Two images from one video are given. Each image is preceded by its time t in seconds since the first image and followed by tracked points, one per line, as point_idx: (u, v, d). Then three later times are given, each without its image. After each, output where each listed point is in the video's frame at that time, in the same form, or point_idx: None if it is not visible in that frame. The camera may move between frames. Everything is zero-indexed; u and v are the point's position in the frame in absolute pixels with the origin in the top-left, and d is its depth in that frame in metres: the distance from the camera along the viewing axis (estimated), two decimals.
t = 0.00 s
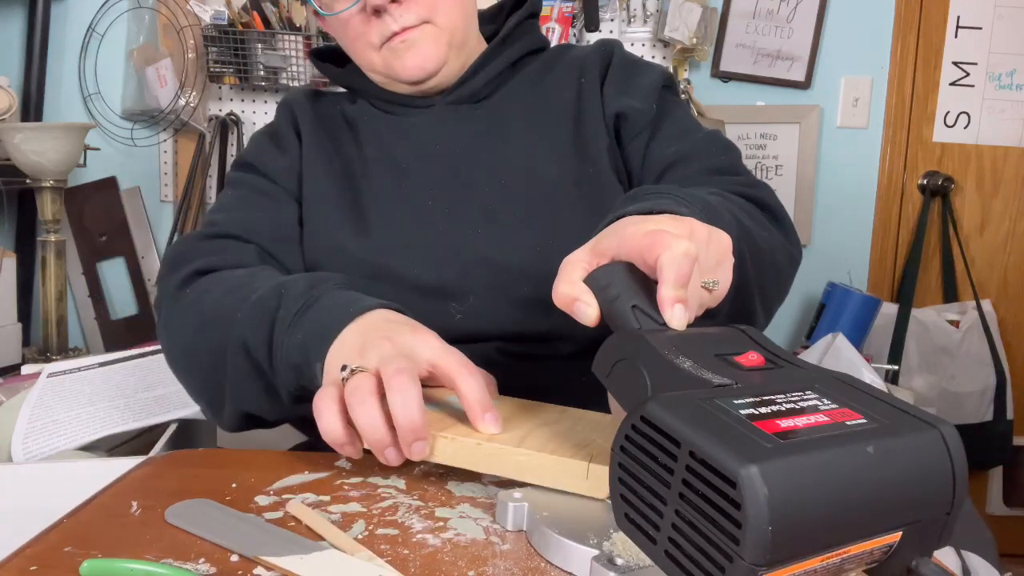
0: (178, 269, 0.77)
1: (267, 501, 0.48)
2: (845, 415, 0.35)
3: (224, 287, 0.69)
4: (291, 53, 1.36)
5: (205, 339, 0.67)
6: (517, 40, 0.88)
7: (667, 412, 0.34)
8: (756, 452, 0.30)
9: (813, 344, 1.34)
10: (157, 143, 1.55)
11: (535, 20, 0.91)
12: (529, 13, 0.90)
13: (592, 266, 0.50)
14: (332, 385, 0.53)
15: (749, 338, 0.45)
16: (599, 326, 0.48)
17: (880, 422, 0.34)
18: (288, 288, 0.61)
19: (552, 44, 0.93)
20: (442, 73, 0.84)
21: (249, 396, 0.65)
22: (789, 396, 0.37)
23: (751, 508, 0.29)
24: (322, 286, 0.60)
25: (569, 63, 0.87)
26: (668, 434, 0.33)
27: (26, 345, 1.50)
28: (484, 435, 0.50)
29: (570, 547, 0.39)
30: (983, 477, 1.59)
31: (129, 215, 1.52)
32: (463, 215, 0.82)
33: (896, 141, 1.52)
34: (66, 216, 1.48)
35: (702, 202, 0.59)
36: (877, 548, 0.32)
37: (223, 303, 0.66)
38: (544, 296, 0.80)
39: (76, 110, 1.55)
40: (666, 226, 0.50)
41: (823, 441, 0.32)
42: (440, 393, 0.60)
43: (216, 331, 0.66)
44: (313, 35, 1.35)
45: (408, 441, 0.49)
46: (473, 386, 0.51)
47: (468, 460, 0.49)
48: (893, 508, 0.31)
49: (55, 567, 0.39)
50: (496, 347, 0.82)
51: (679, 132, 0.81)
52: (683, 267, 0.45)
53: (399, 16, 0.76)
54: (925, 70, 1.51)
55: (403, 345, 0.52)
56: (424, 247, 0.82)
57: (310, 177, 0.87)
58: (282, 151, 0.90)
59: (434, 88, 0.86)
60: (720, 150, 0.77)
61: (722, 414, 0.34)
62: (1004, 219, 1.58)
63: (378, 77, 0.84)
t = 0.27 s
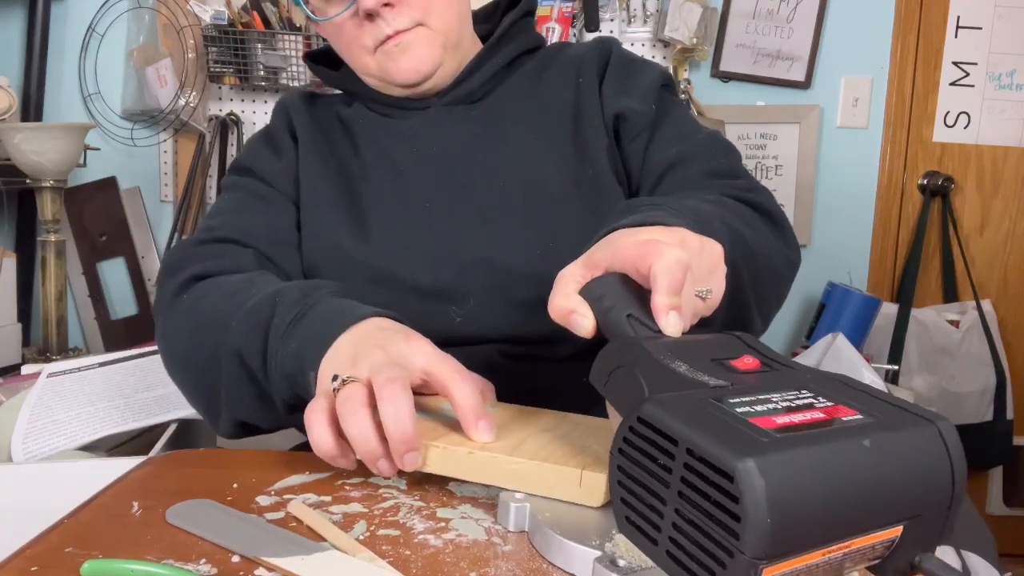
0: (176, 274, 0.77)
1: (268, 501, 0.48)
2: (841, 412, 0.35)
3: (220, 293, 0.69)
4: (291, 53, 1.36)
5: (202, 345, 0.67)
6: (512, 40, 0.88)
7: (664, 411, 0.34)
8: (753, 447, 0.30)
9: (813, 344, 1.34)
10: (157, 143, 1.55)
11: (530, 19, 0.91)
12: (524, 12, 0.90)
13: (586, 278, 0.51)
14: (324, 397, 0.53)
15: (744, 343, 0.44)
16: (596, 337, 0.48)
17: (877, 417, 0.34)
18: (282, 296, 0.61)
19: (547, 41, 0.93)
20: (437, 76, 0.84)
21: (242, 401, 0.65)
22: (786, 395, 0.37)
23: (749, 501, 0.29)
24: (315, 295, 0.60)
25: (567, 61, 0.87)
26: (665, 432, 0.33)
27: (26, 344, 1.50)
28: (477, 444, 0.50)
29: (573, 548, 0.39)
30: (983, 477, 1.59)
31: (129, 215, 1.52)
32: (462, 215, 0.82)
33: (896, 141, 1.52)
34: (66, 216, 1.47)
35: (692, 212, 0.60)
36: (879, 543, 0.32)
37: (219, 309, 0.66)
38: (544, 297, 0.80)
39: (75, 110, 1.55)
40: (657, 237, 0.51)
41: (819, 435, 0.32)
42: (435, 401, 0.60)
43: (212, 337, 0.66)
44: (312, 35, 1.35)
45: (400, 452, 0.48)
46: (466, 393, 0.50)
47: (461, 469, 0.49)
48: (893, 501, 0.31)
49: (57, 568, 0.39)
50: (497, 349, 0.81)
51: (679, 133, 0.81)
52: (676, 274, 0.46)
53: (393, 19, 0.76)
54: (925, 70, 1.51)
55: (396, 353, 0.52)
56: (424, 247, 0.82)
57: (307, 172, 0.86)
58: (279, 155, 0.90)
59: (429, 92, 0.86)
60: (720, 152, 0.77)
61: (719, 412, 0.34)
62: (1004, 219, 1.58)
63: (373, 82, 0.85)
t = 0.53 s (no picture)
0: (178, 285, 0.77)
1: (267, 501, 0.48)
2: (820, 401, 0.35)
3: (224, 300, 0.69)
4: (291, 53, 1.36)
5: (206, 351, 0.67)
6: (498, 44, 0.89)
7: (645, 407, 0.34)
8: (731, 429, 0.31)
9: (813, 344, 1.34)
10: (157, 143, 1.55)
11: (519, 19, 0.92)
12: (511, 14, 0.91)
13: (571, 306, 0.51)
14: (324, 395, 0.53)
15: (729, 355, 0.44)
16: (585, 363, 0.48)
17: (854, 404, 0.35)
18: (283, 300, 0.62)
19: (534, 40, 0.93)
20: (422, 86, 0.84)
21: (249, 405, 0.65)
22: (768, 391, 0.37)
23: (732, 479, 0.29)
24: (317, 297, 0.61)
25: (556, 62, 0.87)
26: (648, 427, 0.34)
27: (26, 344, 1.50)
28: (474, 441, 0.50)
29: (571, 548, 0.39)
30: (983, 477, 1.59)
31: (129, 215, 1.52)
32: (462, 216, 0.82)
33: (896, 141, 1.52)
34: (67, 217, 1.49)
35: (675, 236, 0.60)
36: (869, 526, 0.32)
37: (223, 314, 0.67)
38: (544, 297, 0.80)
39: (75, 110, 1.55)
40: (637, 258, 0.52)
41: (798, 420, 0.32)
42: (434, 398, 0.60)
43: (215, 343, 0.66)
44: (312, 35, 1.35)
45: (399, 449, 0.48)
46: (465, 391, 0.51)
47: (459, 466, 0.49)
48: (877, 482, 0.32)
49: (55, 568, 0.39)
50: (494, 349, 0.81)
51: (673, 137, 0.82)
52: (656, 292, 0.47)
53: (374, 34, 0.76)
54: (925, 70, 1.51)
55: (397, 350, 0.52)
56: (424, 247, 0.82)
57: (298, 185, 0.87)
58: (269, 163, 0.90)
59: (414, 102, 0.86)
60: (717, 159, 0.79)
61: (699, 403, 0.34)
62: (1004, 219, 1.58)
63: (358, 95, 0.85)
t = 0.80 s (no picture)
0: (175, 309, 0.78)
1: (264, 501, 0.48)
2: (824, 404, 0.35)
3: (228, 313, 0.70)
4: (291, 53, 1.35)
5: (213, 366, 0.67)
6: (483, 44, 0.89)
7: (649, 407, 0.34)
8: (736, 435, 0.31)
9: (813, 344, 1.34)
10: (157, 143, 1.55)
11: (502, 16, 0.92)
12: (495, 12, 0.91)
13: (575, 291, 0.51)
14: (320, 402, 0.54)
15: (730, 347, 0.44)
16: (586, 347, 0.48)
17: (859, 408, 0.34)
18: (282, 312, 0.62)
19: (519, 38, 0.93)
20: (407, 94, 0.85)
21: (259, 416, 0.65)
22: (771, 390, 0.37)
23: (733, 487, 0.29)
24: (315, 307, 0.62)
25: (543, 59, 0.88)
26: (650, 428, 0.34)
27: (26, 344, 1.50)
28: (462, 438, 0.50)
29: (567, 546, 0.39)
30: (983, 478, 1.59)
31: (129, 215, 1.52)
32: (460, 216, 0.81)
33: (896, 141, 1.52)
34: (67, 217, 1.49)
35: (677, 219, 0.60)
36: (867, 532, 0.32)
37: (226, 331, 0.67)
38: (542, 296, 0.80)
39: (76, 110, 1.55)
40: (642, 245, 0.52)
41: (802, 425, 0.32)
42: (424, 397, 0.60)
43: (220, 356, 0.67)
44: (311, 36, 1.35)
45: (389, 446, 0.49)
46: (454, 390, 0.52)
47: (446, 462, 0.49)
48: (878, 489, 0.32)
49: (52, 567, 0.39)
50: (489, 348, 0.81)
51: (660, 130, 0.82)
52: (660, 279, 0.46)
53: (356, 46, 0.76)
54: (925, 70, 1.51)
55: (389, 355, 0.54)
56: (422, 247, 0.81)
57: (288, 199, 0.87)
58: (253, 177, 0.91)
59: (400, 108, 0.87)
60: (707, 150, 0.79)
61: (703, 405, 0.34)
62: (1004, 219, 1.58)
63: (344, 105, 0.85)
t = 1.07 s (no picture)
0: (171, 298, 0.78)
1: (265, 501, 0.48)
2: (829, 406, 0.35)
3: (222, 305, 0.69)
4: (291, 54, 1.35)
5: (201, 360, 0.67)
6: (484, 44, 0.89)
7: (653, 408, 0.34)
8: (741, 437, 0.31)
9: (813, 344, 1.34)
10: (157, 143, 1.55)
11: (502, 17, 0.92)
12: (495, 12, 0.91)
13: (578, 288, 0.52)
14: (320, 400, 0.52)
15: (734, 346, 0.44)
16: (589, 345, 0.48)
17: (864, 410, 0.34)
18: (270, 304, 0.61)
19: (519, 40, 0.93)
20: (408, 94, 0.85)
21: (246, 411, 0.66)
22: (775, 391, 0.37)
23: (739, 490, 0.29)
24: (306, 301, 0.60)
25: (542, 59, 0.87)
26: (655, 428, 0.34)
27: (26, 344, 1.50)
28: (475, 442, 0.50)
29: (569, 546, 0.39)
30: (983, 477, 1.59)
31: (129, 215, 1.52)
32: (460, 216, 0.81)
33: (896, 141, 1.52)
34: (67, 217, 1.49)
35: (683, 218, 0.60)
36: (871, 534, 0.33)
37: (216, 323, 0.66)
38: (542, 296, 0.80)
39: (76, 110, 1.55)
40: (647, 244, 0.51)
41: (807, 427, 0.32)
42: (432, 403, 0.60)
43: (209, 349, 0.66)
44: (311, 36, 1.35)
45: (401, 451, 0.48)
46: (463, 393, 0.51)
47: (465, 467, 0.49)
48: (882, 491, 0.32)
49: (54, 567, 0.39)
50: (489, 347, 0.81)
51: (660, 130, 0.82)
52: (665, 278, 0.46)
53: (357, 46, 0.76)
54: (925, 70, 1.51)
55: (391, 354, 0.52)
56: (422, 247, 0.81)
57: (289, 197, 0.87)
58: (262, 172, 0.90)
59: (402, 108, 0.87)
60: (707, 149, 0.79)
61: (708, 406, 0.34)
62: (1004, 219, 1.58)
63: (346, 106, 0.85)
